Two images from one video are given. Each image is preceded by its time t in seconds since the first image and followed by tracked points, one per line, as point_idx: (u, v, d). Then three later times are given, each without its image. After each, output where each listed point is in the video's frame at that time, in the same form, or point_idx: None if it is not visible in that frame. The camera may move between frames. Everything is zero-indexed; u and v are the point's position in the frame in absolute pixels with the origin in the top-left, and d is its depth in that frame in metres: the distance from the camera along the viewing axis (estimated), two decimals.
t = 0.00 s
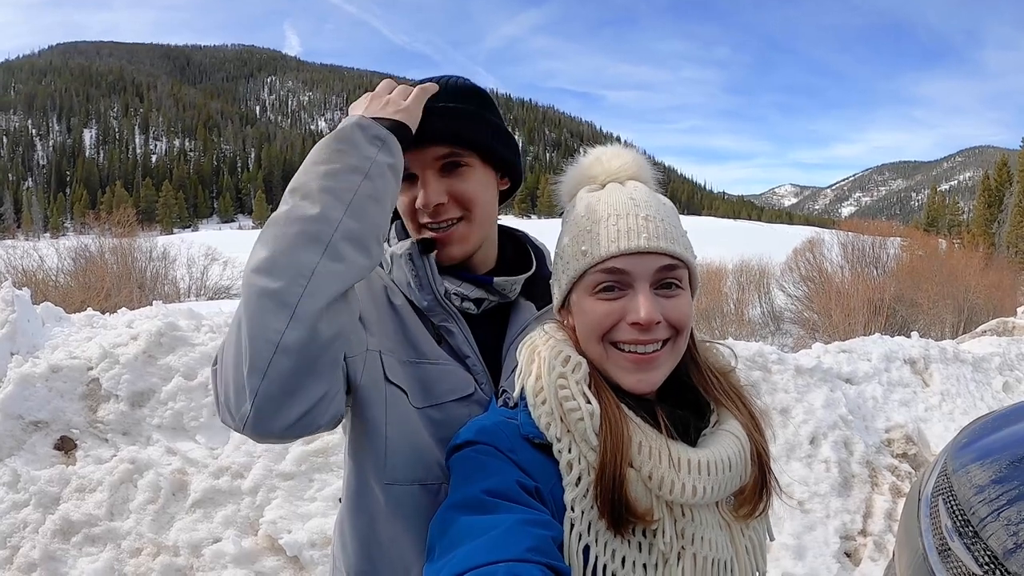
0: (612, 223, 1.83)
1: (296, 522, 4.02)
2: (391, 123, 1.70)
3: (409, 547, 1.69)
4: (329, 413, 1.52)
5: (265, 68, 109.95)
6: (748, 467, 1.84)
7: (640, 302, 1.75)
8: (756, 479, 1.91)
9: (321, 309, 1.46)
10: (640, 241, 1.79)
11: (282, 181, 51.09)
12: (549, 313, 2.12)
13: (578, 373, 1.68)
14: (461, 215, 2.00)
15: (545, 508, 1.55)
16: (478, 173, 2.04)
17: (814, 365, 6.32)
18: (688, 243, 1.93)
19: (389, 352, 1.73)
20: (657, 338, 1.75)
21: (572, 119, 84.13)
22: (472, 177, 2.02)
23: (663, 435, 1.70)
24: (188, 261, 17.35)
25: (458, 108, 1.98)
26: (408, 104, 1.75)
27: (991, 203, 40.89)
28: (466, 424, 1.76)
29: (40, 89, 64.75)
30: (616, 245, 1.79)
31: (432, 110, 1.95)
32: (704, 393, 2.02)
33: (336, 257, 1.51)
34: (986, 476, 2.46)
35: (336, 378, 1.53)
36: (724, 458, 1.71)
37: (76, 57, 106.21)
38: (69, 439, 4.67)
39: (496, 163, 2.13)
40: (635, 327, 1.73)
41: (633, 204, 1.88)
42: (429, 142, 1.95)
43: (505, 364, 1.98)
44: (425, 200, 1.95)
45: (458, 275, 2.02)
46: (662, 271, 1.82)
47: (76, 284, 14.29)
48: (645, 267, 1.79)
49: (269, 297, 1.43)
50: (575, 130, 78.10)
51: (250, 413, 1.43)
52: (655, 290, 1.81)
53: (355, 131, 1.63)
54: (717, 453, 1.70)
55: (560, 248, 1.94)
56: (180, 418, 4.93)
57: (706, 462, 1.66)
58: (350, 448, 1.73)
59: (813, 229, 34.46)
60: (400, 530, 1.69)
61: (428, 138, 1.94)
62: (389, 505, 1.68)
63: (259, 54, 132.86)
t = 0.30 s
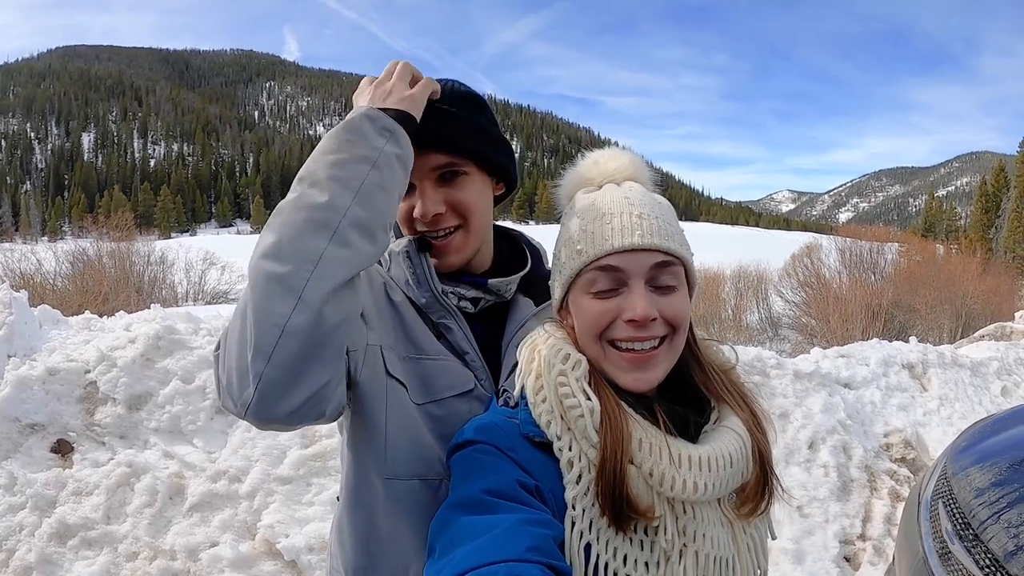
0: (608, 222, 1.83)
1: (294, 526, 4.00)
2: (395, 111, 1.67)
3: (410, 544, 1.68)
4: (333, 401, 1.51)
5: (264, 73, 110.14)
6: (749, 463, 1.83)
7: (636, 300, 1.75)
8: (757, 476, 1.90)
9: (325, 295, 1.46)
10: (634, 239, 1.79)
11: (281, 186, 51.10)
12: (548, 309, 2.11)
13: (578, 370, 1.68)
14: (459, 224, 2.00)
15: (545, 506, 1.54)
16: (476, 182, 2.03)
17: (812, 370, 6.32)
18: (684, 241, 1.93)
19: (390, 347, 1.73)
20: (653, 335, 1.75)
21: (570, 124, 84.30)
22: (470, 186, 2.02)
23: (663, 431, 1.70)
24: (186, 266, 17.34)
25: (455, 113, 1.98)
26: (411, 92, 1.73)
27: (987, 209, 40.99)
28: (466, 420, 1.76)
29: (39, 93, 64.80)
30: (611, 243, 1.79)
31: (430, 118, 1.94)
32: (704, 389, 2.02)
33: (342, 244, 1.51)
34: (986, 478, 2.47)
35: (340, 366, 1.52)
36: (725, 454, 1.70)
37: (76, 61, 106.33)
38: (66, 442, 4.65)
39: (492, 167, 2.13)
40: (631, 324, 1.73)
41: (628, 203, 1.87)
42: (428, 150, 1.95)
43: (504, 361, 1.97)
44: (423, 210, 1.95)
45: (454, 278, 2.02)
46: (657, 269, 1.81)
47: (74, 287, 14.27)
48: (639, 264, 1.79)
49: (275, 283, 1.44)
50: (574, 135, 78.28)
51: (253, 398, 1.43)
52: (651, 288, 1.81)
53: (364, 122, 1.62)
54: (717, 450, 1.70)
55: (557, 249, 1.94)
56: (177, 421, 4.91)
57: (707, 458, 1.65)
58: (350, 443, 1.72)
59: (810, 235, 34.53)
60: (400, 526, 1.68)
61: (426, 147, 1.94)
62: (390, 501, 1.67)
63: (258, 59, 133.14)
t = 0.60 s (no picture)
0: (611, 221, 1.83)
1: (296, 528, 4.00)
2: (391, 136, 1.68)
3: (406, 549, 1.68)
4: (321, 420, 1.51)
5: (265, 76, 110.30)
6: (749, 461, 1.83)
7: (641, 299, 1.74)
8: (757, 473, 1.90)
9: (318, 319, 1.45)
10: (638, 238, 1.79)
11: (281, 189, 51.10)
12: (546, 311, 2.11)
13: (576, 371, 1.67)
14: (477, 212, 2.02)
15: (545, 507, 1.54)
16: (489, 173, 2.08)
17: (814, 370, 6.31)
18: (684, 239, 1.93)
19: (383, 354, 1.73)
20: (657, 334, 1.74)
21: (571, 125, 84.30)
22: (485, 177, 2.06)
23: (662, 430, 1.69)
24: (187, 268, 17.36)
25: (468, 105, 2.02)
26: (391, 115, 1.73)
27: (988, 208, 40.96)
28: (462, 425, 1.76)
29: (39, 97, 64.89)
30: (614, 243, 1.79)
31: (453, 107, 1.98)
32: (703, 388, 2.02)
33: (334, 270, 1.50)
34: (988, 478, 2.47)
35: (330, 387, 1.52)
36: (724, 453, 1.70)
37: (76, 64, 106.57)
38: (67, 444, 4.65)
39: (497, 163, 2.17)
40: (635, 324, 1.72)
41: (628, 202, 1.88)
42: (451, 137, 1.97)
43: (502, 363, 1.97)
44: (446, 196, 1.95)
45: (455, 277, 2.02)
46: (660, 267, 1.81)
47: (75, 290, 14.28)
48: (643, 263, 1.79)
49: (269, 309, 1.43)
50: (574, 136, 78.30)
51: (243, 417, 1.43)
52: (654, 287, 1.81)
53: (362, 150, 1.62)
54: (717, 448, 1.69)
55: (557, 249, 1.94)
56: (178, 424, 4.91)
57: (707, 457, 1.65)
58: (346, 448, 1.72)
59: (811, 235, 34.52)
60: (395, 530, 1.67)
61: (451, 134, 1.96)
62: (386, 506, 1.67)
63: (258, 61, 133.27)
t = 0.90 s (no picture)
0: (613, 220, 1.82)
1: (299, 526, 4.01)
2: (389, 143, 1.67)
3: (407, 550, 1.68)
4: (319, 423, 1.52)
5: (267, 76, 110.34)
6: (752, 462, 1.83)
7: (642, 299, 1.75)
8: (760, 474, 1.90)
9: (313, 327, 1.46)
10: (639, 238, 1.79)
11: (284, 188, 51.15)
12: (547, 309, 2.10)
13: (579, 370, 1.67)
14: (479, 210, 2.03)
15: (547, 507, 1.54)
16: (492, 171, 2.08)
17: (817, 367, 6.30)
18: (687, 238, 1.93)
19: (383, 354, 1.74)
20: (658, 333, 1.74)
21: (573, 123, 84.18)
22: (488, 175, 2.06)
23: (665, 430, 1.69)
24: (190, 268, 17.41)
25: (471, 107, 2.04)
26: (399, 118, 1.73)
27: (992, 204, 40.80)
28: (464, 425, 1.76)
29: (42, 97, 64.95)
30: (615, 242, 1.79)
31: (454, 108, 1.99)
32: (705, 388, 2.02)
33: (330, 279, 1.50)
34: (993, 475, 2.46)
35: (328, 392, 1.53)
36: (727, 453, 1.70)
37: (79, 64, 106.81)
38: (71, 444, 4.67)
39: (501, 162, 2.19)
40: (636, 323, 1.72)
41: (632, 200, 1.87)
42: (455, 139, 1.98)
43: (504, 362, 1.97)
44: (448, 194, 1.97)
45: (457, 274, 2.01)
46: (662, 267, 1.81)
47: (78, 290, 14.30)
48: (645, 263, 1.79)
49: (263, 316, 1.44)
50: (576, 134, 78.19)
51: (240, 422, 1.43)
52: (656, 287, 1.81)
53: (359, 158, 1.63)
54: (719, 449, 1.69)
55: (560, 248, 1.94)
56: (182, 422, 4.93)
57: (708, 458, 1.65)
58: (348, 448, 1.73)
59: (814, 232, 34.42)
60: (397, 530, 1.68)
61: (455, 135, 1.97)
62: (388, 505, 1.67)
63: (261, 61, 133.39)
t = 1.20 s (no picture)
0: (614, 220, 1.84)
1: (298, 526, 4.02)
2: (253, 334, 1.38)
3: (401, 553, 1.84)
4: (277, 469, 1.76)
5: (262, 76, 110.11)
6: (753, 465, 1.84)
7: (640, 301, 1.76)
8: (761, 477, 1.91)
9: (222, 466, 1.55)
10: (640, 238, 1.80)
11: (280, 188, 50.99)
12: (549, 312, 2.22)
13: (580, 370, 1.68)
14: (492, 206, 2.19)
15: (548, 507, 1.54)
16: (504, 174, 2.26)
17: (814, 363, 6.33)
18: (690, 240, 1.93)
19: (370, 372, 1.87)
20: (656, 336, 1.74)
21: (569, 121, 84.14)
22: (500, 176, 2.25)
23: (665, 432, 1.70)
24: (186, 269, 17.39)
25: (488, 104, 2.26)
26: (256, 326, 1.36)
27: (988, 201, 40.89)
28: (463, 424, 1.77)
29: (36, 99, 64.63)
30: (616, 242, 1.80)
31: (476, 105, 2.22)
32: (707, 390, 2.03)
33: (226, 440, 1.50)
34: (988, 470, 2.48)
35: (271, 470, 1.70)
36: (727, 456, 1.71)
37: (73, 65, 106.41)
38: (69, 445, 4.66)
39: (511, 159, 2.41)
40: (634, 325, 1.73)
41: (635, 200, 1.88)
42: (475, 131, 2.21)
43: (507, 363, 2.06)
44: (465, 186, 2.14)
45: (462, 277, 2.14)
46: (662, 269, 1.82)
47: (74, 291, 14.24)
48: (645, 264, 1.80)
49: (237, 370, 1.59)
50: (572, 133, 78.15)
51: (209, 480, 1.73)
52: (655, 288, 1.82)
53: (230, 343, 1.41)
54: (719, 451, 1.70)
55: (562, 249, 1.95)
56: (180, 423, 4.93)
57: (709, 460, 1.66)
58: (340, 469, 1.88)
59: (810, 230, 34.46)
60: (394, 535, 1.83)
61: (475, 130, 2.21)
62: (377, 519, 1.82)
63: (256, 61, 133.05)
